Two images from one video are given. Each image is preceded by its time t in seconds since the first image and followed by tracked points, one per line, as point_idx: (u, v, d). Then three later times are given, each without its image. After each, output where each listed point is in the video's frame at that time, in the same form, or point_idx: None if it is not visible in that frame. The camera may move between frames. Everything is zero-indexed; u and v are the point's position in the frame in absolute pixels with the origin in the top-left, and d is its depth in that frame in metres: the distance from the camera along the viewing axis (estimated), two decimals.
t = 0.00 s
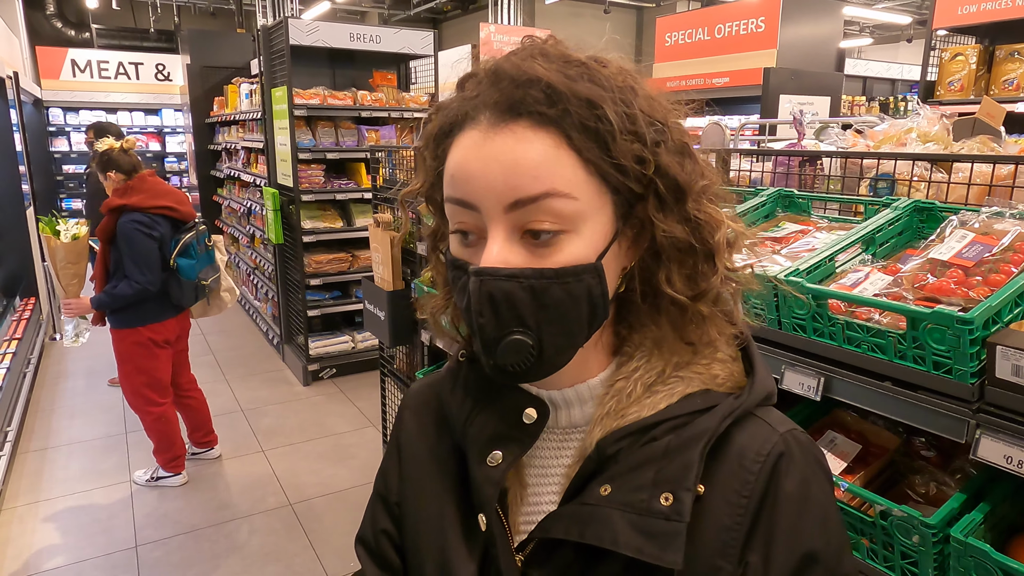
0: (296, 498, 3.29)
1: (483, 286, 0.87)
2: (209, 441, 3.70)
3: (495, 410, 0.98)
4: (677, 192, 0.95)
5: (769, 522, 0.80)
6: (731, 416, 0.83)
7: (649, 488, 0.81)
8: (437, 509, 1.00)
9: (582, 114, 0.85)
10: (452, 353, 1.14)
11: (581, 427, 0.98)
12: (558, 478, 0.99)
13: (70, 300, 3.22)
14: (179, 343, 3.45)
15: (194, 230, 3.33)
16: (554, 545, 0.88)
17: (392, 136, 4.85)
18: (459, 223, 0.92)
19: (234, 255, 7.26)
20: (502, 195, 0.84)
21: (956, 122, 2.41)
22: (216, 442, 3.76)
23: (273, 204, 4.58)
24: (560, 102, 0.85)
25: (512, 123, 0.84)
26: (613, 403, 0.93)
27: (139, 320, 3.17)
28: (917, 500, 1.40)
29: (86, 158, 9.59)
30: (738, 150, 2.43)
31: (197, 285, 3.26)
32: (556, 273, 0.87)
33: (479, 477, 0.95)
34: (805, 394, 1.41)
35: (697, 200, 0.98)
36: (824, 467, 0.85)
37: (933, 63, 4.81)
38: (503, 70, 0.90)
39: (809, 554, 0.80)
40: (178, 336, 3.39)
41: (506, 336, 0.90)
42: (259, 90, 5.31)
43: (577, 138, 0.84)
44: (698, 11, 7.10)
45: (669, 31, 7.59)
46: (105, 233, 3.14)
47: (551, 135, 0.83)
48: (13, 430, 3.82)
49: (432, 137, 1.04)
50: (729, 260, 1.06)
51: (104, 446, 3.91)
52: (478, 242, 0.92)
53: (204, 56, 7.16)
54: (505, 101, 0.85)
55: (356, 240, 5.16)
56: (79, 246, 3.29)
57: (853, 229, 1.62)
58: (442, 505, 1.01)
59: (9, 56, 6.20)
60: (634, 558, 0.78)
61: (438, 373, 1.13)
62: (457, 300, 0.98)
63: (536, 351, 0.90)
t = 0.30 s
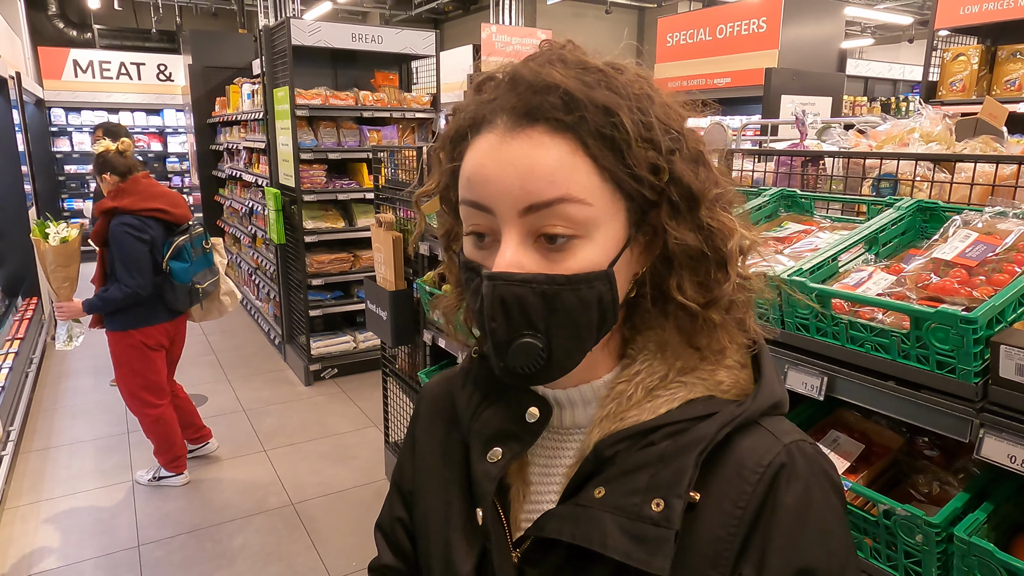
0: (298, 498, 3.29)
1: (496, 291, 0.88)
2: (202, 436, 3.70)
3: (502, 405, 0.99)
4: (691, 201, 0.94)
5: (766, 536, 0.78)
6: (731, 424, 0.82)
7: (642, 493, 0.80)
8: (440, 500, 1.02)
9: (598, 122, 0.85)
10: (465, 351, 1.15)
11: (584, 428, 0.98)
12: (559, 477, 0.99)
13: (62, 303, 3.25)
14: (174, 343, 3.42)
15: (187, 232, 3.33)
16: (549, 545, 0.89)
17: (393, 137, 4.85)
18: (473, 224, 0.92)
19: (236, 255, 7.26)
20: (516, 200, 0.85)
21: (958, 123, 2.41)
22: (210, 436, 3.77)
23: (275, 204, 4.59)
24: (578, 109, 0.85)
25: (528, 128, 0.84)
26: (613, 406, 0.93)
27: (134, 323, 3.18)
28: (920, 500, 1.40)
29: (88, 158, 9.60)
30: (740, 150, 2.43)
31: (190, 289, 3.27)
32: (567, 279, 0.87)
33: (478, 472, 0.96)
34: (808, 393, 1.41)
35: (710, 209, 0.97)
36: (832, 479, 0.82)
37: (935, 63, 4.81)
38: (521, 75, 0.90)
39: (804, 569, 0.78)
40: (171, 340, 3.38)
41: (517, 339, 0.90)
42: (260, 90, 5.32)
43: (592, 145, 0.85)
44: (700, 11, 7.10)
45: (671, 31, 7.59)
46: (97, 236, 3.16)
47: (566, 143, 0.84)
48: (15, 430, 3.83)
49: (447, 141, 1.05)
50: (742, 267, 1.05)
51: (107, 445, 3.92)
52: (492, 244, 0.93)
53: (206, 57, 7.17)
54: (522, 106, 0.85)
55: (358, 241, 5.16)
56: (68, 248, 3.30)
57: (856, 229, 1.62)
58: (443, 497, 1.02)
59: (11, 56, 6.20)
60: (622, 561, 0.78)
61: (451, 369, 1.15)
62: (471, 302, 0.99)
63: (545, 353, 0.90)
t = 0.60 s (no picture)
0: (299, 497, 3.29)
1: (504, 286, 0.88)
2: (192, 434, 3.72)
3: (497, 407, 0.99)
4: (700, 205, 0.95)
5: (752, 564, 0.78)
6: (723, 441, 0.82)
7: (629, 507, 0.80)
8: (429, 499, 1.03)
9: (613, 121, 0.86)
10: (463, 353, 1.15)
11: (577, 436, 0.99)
12: (548, 487, 0.99)
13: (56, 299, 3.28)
14: (173, 340, 3.42)
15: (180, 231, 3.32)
16: (531, 554, 0.88)
17: (394, 136, 4.85)
18: (482, 220, 0.92)
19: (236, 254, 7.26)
20: (528, 197, 0.84)
21: (960, 122, 2.41)
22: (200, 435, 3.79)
23: (276, 203, 4.59)
24: (593, 108, 0.85)
25: (543, 124, 0.84)
26: (606, 417, 0.92)
27: (128, 323, 3.19)
28: (923, 498, 1.39)
29: (88, 157, 9.60)
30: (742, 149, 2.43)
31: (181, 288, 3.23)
32: (577, 277, 0.88)
33: (466, 475, 0.95)
34: (810, 392, 1.42)
35: (719, 213, 0.98)
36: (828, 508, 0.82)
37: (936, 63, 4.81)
38: (536, 69, 0.91)
39: None
40: (168, 339, 3.39)
41: (522, 338, 0.90)
42: (261, 89, 5.32)
43: (606, 145, 0.85)
44: (701, 11, 7.10)
45: (672, 30, 7.59)
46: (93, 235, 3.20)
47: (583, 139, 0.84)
48: (17, 429, 3.83)
49: (456, 138, 1.05)
50: (749, 274, 1.05)
51: (108, 444, 3.93)
52: (500, 241, 0.93)
53: (207, 56, 7.17)
54: (536, 103, 0.85)
55: (359, 240, 5.16)
56: (55, 245, 3.30)
57: (859, 228, 1.62)
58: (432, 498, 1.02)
59: (12, 55, 6.21)
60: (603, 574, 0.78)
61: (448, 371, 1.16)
62: (473, 300, 0.99)
63: (551, 354, 0.90)
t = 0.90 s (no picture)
0: (301, 497, 3.29)
1: (499, 291, 0.87)
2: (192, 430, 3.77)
3: (484, 413, 0.98)
4: (689, 209, 0.97)
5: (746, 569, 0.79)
6: (717, 448, 0.83)
7: (629, 513, 0.80)
8: (401, 507, 0.99)
9: (605, 126, 0.86)
10: (439, 357, 1.14)
11: (564, 442, 0.99)
12: (533, 493, 0.99)
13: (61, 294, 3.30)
14: (177, 337, 3.43)
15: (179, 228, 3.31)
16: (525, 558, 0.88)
17: (397, 136, 4.86)
18: (472, 226, 0.92)
19: (238, 254, 7.27)
20: (522, 203, 0.84)
21: (964, 122, 2.40)
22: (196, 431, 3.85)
23: (279, 204, 4.60)
24: (587, 113, 0.85)
25: (535, 129, 0.84)
26: (599, 423, 0.92)
27: (127, 320, 3.19)
28: (926, 500, 1.39)
29: (91, 156, 9.62)
30: (745, 149, 2.42)
31: (178, 286, 3.20)
32: (570, 282, 0.88)
33: (455, 481, 0.93)
34: (814, 393, 1.42)
35: (707, 217, 1.00)
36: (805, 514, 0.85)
37: (939, 62, 4.80)
38: (525, 73, 0.91)
39: None
40: (174, 334, 3.40)
41: (515, 344, 0.89)
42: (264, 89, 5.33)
43: (598, 150, 0.85)
44: (704, 11, 7.10)
45: (674, 30, 7.58)
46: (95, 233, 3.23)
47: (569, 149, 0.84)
48: (20, 429, 3.83)
49: (442, 145, 1.05)
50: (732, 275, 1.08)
51: (111, 443, 3.93)
52: (491, 247, 0.92)
53: (209, 56, 7.18)
54: (527, 108, 0.85)
55: (361, 240, 5.16)
56: (57, 242, 3.31)
57: (862, 229, 1.62)
58: (406, 507, 0.98)
59: (16, 54, 6.21)
60: None
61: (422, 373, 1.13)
62: (462, 305, 0.97)
63: (544, 360, 0.90)
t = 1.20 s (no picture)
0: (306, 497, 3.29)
1: (500, 274, 0.87)
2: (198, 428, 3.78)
3: (450, 412, 0.97)
4: (678, 210, 1.02)
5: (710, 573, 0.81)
6: (680, 454, 0.85)
7: (593, 517, 0.81)
8: (352, 509, 0.96)
9: (614, 116, 0.91)
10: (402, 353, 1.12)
11: (528, 445, 0.98)
12: (495, 496, 0.98)
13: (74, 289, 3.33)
14: (190, 330, 3.48)
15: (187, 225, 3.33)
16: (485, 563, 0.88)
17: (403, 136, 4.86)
18: (468, 205, 0.91)
19: (244, 254, 7.28)
20: (530, 182, 0.85)
21: (973, 122, 2.39)
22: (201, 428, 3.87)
23: (284, 203, 4.61)
24: (599, 101, 0.90)
25: (542, 114, 0.86)
26: (565, 426, 0.92)
27: (138, 314, 3.23)
28: (937, 502, 1.39)
29: (97, 157, 9.68)
30: (752, 149, 2.42)
31: (185, 282, 3.22)
32: (568, 272, 0.88)
33: (417, 483, 0.92)
34: (824, 394, 1.41)
35: (691, 224, 1.06)
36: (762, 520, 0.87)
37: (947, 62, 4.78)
38: (539, 62, 0.94)
39: None
40: (184, 327, 3.42)
41: (505, 333, 0.88)
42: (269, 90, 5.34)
43: (603, 141, 0.89)
44: (710, 11, 7.08)
45: (679, 31, 7.57)
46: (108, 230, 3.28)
47: (578, 138, 0.87)
48: (27, 428, 3.85)
49: (435, 125, 1.03)
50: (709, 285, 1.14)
51: (117, 443, 3.94)
52: (490, 228, 0.91)
53: (215, 56, 7.20)
54: (540, 91, 0.88)
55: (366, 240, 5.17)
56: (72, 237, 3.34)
57: (872, 229, 1.61)
58: (356, 511, 0.96)
59: (22, 55, 6.23)
60: None
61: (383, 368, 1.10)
62: (444, 291, 0.93)
63: (536, 348, 0.89)
